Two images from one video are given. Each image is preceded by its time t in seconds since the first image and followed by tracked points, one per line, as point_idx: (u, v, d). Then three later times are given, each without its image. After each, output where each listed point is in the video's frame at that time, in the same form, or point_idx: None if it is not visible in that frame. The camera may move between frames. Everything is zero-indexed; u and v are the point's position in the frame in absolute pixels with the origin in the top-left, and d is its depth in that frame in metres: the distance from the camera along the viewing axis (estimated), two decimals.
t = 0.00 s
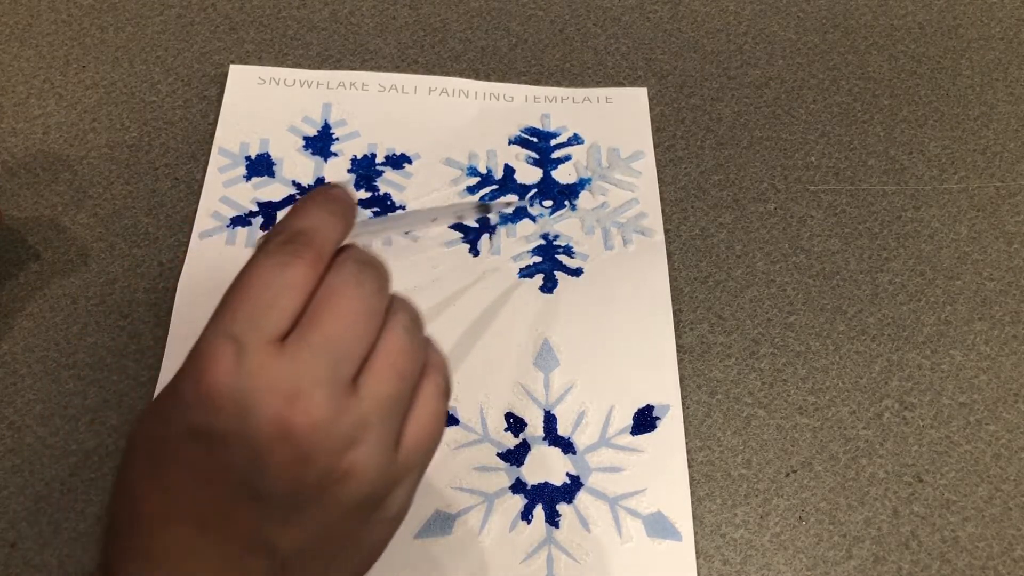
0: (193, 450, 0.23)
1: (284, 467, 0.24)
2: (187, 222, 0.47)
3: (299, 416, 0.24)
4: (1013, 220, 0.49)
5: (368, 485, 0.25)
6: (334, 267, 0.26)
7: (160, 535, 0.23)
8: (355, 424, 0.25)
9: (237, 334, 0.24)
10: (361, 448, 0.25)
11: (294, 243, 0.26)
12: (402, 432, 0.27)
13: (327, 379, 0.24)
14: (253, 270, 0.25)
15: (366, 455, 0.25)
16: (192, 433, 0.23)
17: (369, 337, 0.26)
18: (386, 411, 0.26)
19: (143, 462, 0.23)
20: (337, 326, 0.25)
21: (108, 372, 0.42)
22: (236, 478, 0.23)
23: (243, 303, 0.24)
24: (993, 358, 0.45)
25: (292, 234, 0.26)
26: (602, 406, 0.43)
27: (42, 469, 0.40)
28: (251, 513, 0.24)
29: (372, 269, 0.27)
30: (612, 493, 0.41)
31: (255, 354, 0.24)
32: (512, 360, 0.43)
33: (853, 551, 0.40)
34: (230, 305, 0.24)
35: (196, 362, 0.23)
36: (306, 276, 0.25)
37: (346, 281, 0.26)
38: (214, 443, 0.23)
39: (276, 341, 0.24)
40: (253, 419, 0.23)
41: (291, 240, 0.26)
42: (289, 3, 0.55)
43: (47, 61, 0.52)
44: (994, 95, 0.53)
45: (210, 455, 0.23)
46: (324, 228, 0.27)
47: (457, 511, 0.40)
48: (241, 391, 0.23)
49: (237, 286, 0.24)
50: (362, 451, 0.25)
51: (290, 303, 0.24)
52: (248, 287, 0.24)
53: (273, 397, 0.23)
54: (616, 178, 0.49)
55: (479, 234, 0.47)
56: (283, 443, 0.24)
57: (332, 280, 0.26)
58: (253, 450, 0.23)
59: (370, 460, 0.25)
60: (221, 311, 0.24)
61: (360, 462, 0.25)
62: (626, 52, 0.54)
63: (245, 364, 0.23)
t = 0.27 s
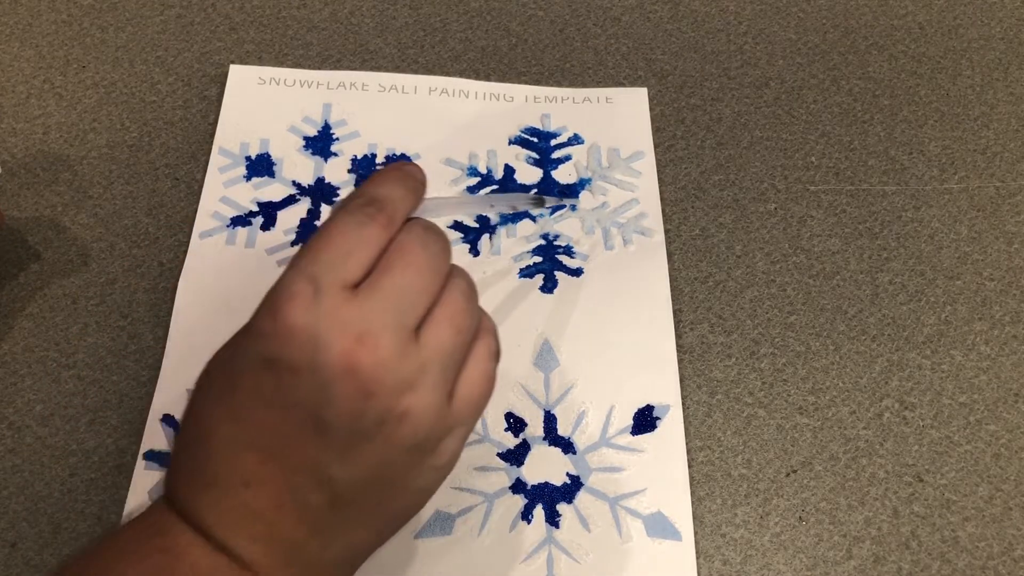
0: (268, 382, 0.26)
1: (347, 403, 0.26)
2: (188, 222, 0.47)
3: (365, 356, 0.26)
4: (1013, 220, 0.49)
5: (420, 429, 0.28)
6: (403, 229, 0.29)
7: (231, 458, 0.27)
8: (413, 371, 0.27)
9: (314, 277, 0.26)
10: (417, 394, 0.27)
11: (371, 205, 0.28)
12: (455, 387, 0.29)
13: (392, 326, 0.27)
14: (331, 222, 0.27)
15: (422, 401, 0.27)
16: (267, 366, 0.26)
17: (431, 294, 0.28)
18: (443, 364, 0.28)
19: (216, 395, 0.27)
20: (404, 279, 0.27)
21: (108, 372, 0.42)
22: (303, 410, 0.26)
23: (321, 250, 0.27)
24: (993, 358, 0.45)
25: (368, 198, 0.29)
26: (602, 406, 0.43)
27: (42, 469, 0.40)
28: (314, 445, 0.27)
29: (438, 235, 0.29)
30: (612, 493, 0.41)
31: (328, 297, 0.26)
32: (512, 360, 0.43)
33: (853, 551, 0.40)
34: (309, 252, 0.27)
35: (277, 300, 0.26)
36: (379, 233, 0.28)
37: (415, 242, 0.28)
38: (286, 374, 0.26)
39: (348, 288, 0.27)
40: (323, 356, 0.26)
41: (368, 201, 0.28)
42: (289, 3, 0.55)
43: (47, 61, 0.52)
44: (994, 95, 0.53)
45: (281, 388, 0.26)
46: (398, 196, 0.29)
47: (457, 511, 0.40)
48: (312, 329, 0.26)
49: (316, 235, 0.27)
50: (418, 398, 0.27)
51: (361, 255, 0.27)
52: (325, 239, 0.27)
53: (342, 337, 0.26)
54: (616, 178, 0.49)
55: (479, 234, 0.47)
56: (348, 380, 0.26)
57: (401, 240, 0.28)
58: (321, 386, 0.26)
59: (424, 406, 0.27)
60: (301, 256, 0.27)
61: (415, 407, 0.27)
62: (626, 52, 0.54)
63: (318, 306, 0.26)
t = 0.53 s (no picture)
0: (308, 369, 0.30)
1: (383, 388, 0.30)
2: (188, 222, 0.47)
3: (399, 345, 0.30)
4: (1013, 220, 0.49)
5: (448, 417, 0.31)
6: (433, 232, 0.33)
7: (270, 442, 0.30)
8: (442, 361, 0.31)
9: (354, 273, 0.30)
10: (445, 383, 0.31)
11: (404, 209, 0.33)
12: (479, 380, 0.33)
13: (423, 319, 0.31)
14: (369, 225, 0.32)
15: (450, 390, 0.31)
16: (308, 355, 0.30)
17: (459, 292, 0.32)
18: (468, 356, 0.32)
19: (257, 385, 0.31)
20: (434, 277, 0.31)
21: (108, 372, 0.42)
22: (340, 395, 0.30)
23: (360, 250, 0.31)
24: (993, 358, 0.45)
25: (401, 203, 0.33)
26: (602, 406, 0.43)
27: (42, 469, 0.40)
28: (349, 428, 0.30)
29: (464, 238, 0.33)
30: (612, 493, 0.41)
31: (366, 291, 0.30)
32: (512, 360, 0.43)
33: (853, 551, 0.40)
34: (348, 252, 0.31)
35: (318, 293, 0.30)
36: (412, 235, 0.32)
37: (444, 244, 0.33)
38: (323, 362, 0.30)
39: (383, 284, 0.31)
40: (360, 345, 0.30)
41: (401, 206, 0.33)
42: (289, 3, 0.55)
43: (47, 61, 0.52)
44: (994, 95, 0.53)
45: (320, 374, 0.30)
46: (428, 202, 0.33)
47: (457, 511, 0.40)
48: (352, 318, 0.30)
49: (354, 236, 0.31)
50: (446, 386, 0.31)
51: (398, 254, 0.31)
52: (366, 239, 0.31)
53: (379, 327, 0.30)
54: (616, 178, 0.49)
55: (480, 234, 0.47)
56: (384, 368, 0.30)
57: (432, 242, 0.33)
58: (358, 372, 0.30)
59: (453, 395, 0.31)
60: (341, 255, 0.31)
61: (445, 395, 0.31)
62: (626, 52, 0.54)
63: (357, 299, 0.30)
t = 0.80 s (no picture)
0: (310, 361, 0.31)
1: (386, 379, 0.31)
2: (188, 222, 0.47)
3: (400, 337, 0.31)
4: (1013, 221, 0.49)
5: (449, 409, 0.32)
6: (433, 227, 0.34)
7: (274, 434, 0.31)
8: (443, 353, 0.32)
9: (355, 267, 0.31)
10: (446, 375, 0.32)
11: (404, 204, 0.34)
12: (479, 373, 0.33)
13: (424, 312, 0.31)
14: (370, 220, 0.32)
15: (451, 382, 0.32)
16: (310, 348, 0.31)
17: (459, 285, 0.33)
18: (469, 348, 0.33)
19: (260, 379, 0.32)
20: (435, 270, 0.32)
21: (108, 372, 0.42)
22: (343, 386, 0.31)
23: (362, 244, 0.32)
24: (993, 358, 0.45)
25: (401, 198, 0.34)
26: (602, 406, 0.43)
27: (42, 469, 0.40)
28: (352, 420, 0.31)
29: (464, 232, 0.34)
30: (612, 493, 0.41)
31: (368, 284, 0.31)
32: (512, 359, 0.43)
33: (853, 551, 0.40)
34: (349, 246, 0.32)
35: (320, 287, 0.31)
36: (412, 229, 0.33)
37: (444, 237, 0.33)
38: (326, 354, 0.31)
39: (384, 277, 0.32)
40: (362, 337, 0.31)
41: (401, 201, 0.34)
42: (289, 3, 0.55)
43: (47, 61, 0.52)
44: (994, 95, 0.53)
45: (322, 367, 0.31)
46: (429, 197, 0.34)
47: (457, 511, 0.40)
48: (354, 311, 0.31)
49: (356, 231, 0.32)
50: (448, 378, 0.32)
51: (398, 249, 0.32)
52: (368, 233, 0.32)
53: (380, 320, 0.31)
54: (616, 178, 0.49)
55: (479, 234, 0.47)
56: (385, 359, 0.31)
57: (432, 236, 0.33)
58: (360, 364, 0.31)
59: (455, 387, 0.32)
60: (342, 249, 0.32)
61: (447, 387, 0.32)
62: (626, 52, 0.54)
63: (358, 292, 0.31)
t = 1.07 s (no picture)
0: (318, 357, 0.31)
1: (394, 375, 0.31)
2: (188, 222, 0.47)
3: (408, 333, 0.31)
4: (1013, 221, 0.49)
5: (456, 406, 0.32)
6: (442, 223, 0.34)
7: (282, 430, 0.31)
8: (450, 351, 0.32)
9: (364, 263, 0.31)
10: (453, 372, 0.32)
11: (413, 201, 0.34)
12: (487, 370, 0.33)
13: (431, 309, 0.31)
14: (379, 215, 0.33)
15: (458, 379, 0.32)
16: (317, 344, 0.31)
17: (467, 282, 0.33)
18: (476, 345, 0.33)
19: (268, 375, 0.32)
20: (443, 267, 0.32)
21: (108, 372, 0.42)
22: (350, 382, 0.31)
23: (370, 240, 0.32)
24: (993, 358, 0.45)
25: (410, 195, 0.34)
26: (602, 406, 0.43)
27: (42, 469, 0.40)
28: (359, 416, 0.31)
29: (473, 229, 0.34)
30: (612, 493, 0.41)
31: (376, 280, 0.31)
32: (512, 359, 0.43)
33: (853, 551, 0.40)
34: (358, 242, 0.32)
35: (329, 283, 0.31)
36: (421, 225, 0.33)
37: (453, 234, 0.33)
38: (334, 350, 0.31)
39: (393, 274, 0.32)
40: (370, 333, 0.31)
41: (410, 198, 0.34)
42: (289, 3, 0.55)
43: (47, 61, 0.52)
44: (994, 95, 0.53)
45: (330, 362, 0.31)
46: (438, 194, 0.34)
47: (457, 511, 0.40)
48: (362, 306, 0.31)
49: (365, 227, 0.32)
50: (455, 374, 0.32)
51: (407, 245, 0.32)
52: (377, 229, 0.32)
53: (388, 316, 0.31)
54: (616, 178, 0.49)
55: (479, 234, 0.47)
56: (392, 356, 0.31)
57: (441, 232, 0.33)
58: (368, 360, 0.31)
59: (462, 384, 0.32)
60: (351, 245, 0.32)
61: (454, 384, 0.32)
62: (626, 52, 0.54)
63: (367, 288, 0.31)
